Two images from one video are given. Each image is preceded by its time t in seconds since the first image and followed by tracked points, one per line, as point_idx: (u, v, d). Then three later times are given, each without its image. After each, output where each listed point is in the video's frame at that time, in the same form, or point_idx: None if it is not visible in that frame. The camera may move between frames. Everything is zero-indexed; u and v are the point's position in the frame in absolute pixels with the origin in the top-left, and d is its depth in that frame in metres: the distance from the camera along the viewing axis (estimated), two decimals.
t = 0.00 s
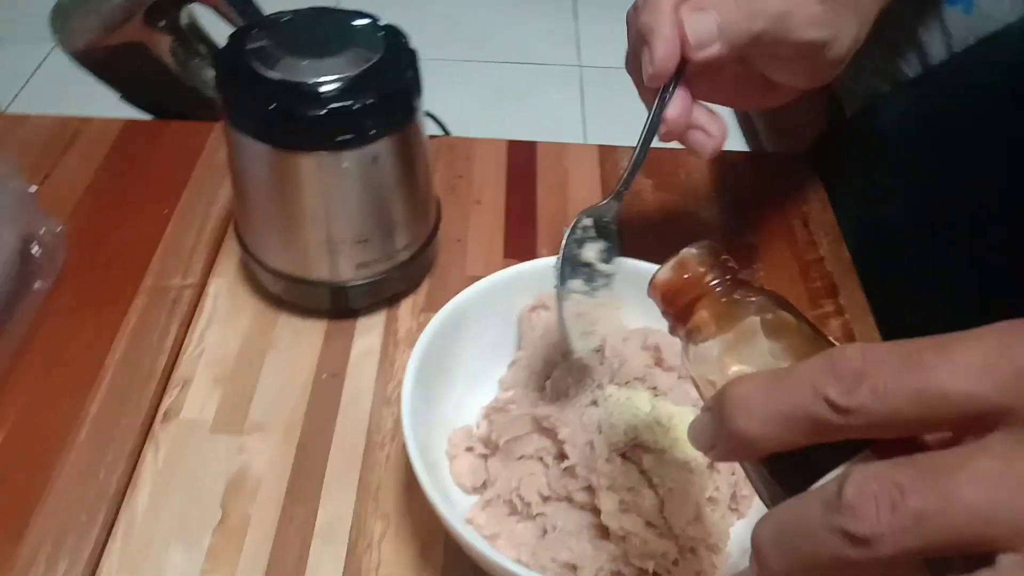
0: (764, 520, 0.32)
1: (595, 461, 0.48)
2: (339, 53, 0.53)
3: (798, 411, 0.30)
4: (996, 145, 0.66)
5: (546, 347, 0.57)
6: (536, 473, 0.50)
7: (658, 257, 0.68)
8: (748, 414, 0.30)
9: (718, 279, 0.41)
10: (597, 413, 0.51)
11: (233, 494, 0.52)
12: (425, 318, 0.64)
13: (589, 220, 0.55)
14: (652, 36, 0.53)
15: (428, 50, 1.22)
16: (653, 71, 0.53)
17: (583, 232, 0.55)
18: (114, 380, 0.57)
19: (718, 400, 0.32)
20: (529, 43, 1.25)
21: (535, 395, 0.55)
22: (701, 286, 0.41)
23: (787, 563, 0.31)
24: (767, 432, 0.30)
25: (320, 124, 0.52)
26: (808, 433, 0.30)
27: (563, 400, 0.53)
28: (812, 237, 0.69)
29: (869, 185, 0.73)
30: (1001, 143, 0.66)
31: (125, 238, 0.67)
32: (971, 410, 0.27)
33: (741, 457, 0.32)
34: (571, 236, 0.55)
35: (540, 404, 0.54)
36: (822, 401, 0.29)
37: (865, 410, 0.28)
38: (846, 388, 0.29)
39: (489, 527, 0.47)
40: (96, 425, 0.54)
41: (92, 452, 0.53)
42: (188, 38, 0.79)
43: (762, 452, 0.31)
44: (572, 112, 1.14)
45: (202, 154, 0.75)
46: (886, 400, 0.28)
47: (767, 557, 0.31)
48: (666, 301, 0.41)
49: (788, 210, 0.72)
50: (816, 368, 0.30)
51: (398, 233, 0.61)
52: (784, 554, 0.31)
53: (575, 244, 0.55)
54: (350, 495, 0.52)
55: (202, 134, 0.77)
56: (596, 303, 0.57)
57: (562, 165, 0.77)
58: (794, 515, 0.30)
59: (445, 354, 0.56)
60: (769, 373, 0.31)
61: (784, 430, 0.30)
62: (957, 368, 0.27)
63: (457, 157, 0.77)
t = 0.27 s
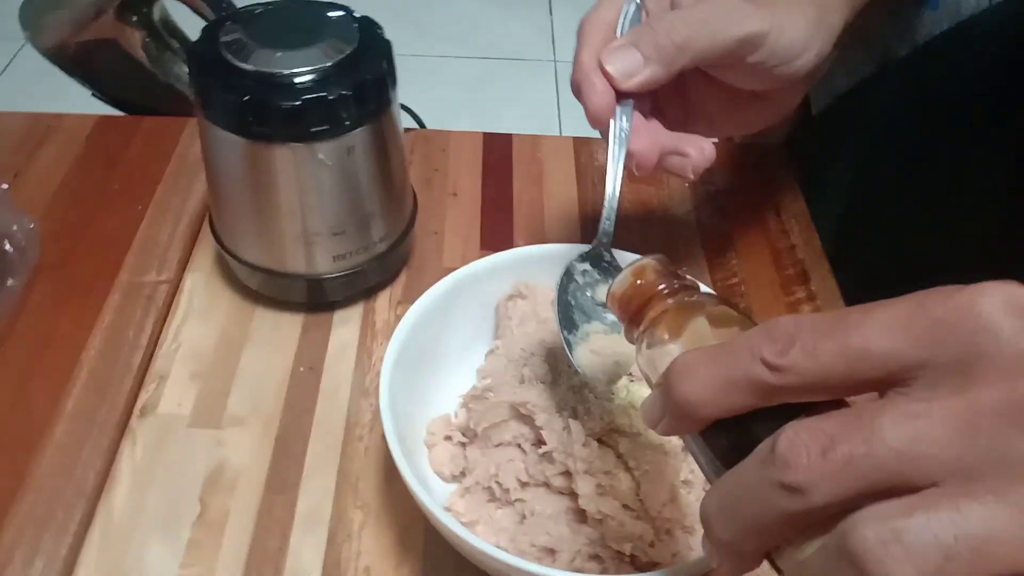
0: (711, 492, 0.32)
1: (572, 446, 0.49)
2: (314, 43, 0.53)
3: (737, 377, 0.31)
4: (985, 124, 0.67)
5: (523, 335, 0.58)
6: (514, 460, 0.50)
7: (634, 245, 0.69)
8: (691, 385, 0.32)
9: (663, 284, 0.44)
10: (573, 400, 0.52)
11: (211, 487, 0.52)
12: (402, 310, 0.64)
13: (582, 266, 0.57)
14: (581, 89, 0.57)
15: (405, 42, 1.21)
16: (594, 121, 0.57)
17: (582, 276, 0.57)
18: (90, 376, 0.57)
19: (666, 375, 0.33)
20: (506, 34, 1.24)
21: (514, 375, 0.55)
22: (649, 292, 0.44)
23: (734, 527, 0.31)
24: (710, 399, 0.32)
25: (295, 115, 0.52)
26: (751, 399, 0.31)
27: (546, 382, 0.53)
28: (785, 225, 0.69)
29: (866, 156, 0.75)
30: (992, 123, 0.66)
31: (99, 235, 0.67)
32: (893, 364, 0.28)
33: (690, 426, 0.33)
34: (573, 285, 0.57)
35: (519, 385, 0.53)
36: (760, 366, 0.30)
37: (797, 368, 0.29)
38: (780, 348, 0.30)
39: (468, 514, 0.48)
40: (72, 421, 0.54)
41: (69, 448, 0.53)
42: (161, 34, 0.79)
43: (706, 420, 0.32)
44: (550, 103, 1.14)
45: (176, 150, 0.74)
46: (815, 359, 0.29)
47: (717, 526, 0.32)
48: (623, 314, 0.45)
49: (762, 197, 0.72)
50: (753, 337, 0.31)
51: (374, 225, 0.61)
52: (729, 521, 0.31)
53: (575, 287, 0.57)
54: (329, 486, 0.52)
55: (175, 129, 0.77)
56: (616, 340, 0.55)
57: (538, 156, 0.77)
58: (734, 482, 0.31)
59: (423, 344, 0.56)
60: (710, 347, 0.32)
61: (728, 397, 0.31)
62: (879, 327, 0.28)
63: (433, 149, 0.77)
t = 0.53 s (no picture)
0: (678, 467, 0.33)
1: (567, 446, 0.49)
2: (312, 37, 0.53)
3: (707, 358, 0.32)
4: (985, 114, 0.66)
5: (519, 333, 0.57)
6: (508, 459, 0.50)
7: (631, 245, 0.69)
8: (663, 362, 0.33)
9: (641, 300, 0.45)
10: (568, 399, 0.51)
11: (203, 484, 0.51)
12: (397, 308, 0.63)
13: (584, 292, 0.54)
14: (571, 123, 0.56)
15: (401, 41, 1.21)
16: (588, 153, 0.57)
17: (584, 303, 0.54)
18: (81, 371, 0.56)
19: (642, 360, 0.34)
20: (503, 34, 1.24)
21: (509, 374, 0.54)
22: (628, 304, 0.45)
23: (701, 498, 0.32)
24: (680, 377, 0.33)
25: (291, 110, 0.51)
26: (720, 378, 0.32)
27: (543, 380, 0.53)
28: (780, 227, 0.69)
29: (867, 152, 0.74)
30: (991, 115, 0.66)
31: (91, 229, 0.66)
32: (850, 347, 0.30)
33: (662, 408, 0.34)
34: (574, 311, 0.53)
35: (515, 384, 0.53)
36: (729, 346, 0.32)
37: (761, 346, 0.31)
38: (745, 328, 0.32)
39: (462, 513, 0.48)
40: (62, 416, 0.53)
41: (59, 443, 0.52)
42: (156, 28, 0.80)
43: (675, 397, 0.33)
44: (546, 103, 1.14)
45: (170, 144, 0.74)
46: (779, 339, 0.31)
47: (682, 501, 0.33)
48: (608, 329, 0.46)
49: (760, 199, 0.72)
50: (720, 321, 0.32)
51: (370, 222, 0.61)
52: (697, 491, 0.32)
53: (577, 313, 0.53)
54: (322, 485, 0.52)
55: (169, 124, 0.76)
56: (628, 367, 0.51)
57: (534, 155, 0.77)
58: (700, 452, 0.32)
59: (418, 342, 0.56)
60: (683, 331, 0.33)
61: (698, 375, 0.32)
62: (839, 314, 0.31)
63: (429, 147, 0.77)
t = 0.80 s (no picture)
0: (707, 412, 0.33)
1: (570, 445, 0.49)
2: (311, 37, 0.52)
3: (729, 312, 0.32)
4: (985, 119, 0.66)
5: (520, 332, 0.57)
6: (511, 458, 0.50)
7: (634, 242, 0.69)
8: (689, 317, 0.33)
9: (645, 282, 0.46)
10: (570, 397, 0.51)
11: (206, 485, 0.51)
12: (398, 307, 0.63)
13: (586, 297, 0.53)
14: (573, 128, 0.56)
15: (401, 39, 1.20)
16: (589, 158, 0.57)
17: (585, 308, 0.53)
18: (83, 373, 0.56)
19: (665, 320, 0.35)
20: (503, 33, 1.24)
21: (511, 373, 0.54)
22: (632, 292, 0.46)
23: (727, 439, 0.31)
24: (705, 330, 0.33)
25: (291, 110, 0.51)
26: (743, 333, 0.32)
27: (544, 378, 0.53)
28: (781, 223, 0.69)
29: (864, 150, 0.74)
30: (991, 115, 0.66)
31: (92, 230, 0.66)
32: (867, 293, 0.29)
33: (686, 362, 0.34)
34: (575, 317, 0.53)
35: (516, 383, 0.53)
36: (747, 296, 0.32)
37: (783, 298, 0.31)
38: (768, 283, 0.31)
39: (464, 512, 0.48)
40: (65, 418, 0.54)
41: (62, 445, 0.52)
42: (156, 27, 0.79)
43: (699, 350, 0.33)
44: (547, 101, 1.14)
45: (170, 145, 0.74)
46: (799, 289, 0.31)
47: (710, 444, 0.33)
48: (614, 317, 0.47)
49: (762, 195, 0.72)
50: (746, 278, 0.32)
51: (371, 222, 0.61)
52: (725, 435, 0.32)
53: (578, 319, 0.52)
54: (324, 485, 0.52)
55: (169, 124, 0.76)
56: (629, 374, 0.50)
57: (535, 153, 0.77)
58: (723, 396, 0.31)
59: (420, 342, 0.55)
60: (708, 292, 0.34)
61: (720, 330, 0.32)
62: (857, 259, 0.30)
63: (429, 146, 0.76)
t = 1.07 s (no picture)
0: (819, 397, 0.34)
1: (570, 446, 0.49)
2: (311, 41, 0.53)
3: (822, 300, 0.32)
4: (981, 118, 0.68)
5: (522, 334, 0.58)
6: (513, 460, 0.50)
7: (636, 243, 0.69)
8: (777, 310, 0.33)
9: (686, 262, 0.42)
10: (571, 398, 0.51)
11: (209, 488, 0.52)
12: (400, 310, 0.64)
13: (593, 289, 0.51)
14: (580, 116, 0.56)
15: (402, 42, 1.21)
16: (597, 146, 0.56)
17: (592, 301, 0.51)
18: (86, 377, 0.56)
19: (745, 314, 0.35)
20: (504, 34, 1.24)
21: (512, 375, 0.54)
22: (674, 272, 0.42)
23: (849, 420, 0.33)
24: (798, 323, 0.33)
25: (292, 114, 0.51)
26: (832, 315, 0.33)
27: (545, 381, 0.53)
28: (782, 223, 0.69)
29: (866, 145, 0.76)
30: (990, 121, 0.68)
31: (95, 235, 0.67)
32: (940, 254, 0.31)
33: (773, 356, 0.34)
34: (582, 309, 0.51)
35: (517, 385, 0.53)
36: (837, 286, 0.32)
37: (877, 272, 0.31)
38: (856, 258, 0.32)
39: (466, 515, 0.48)
40: (69, 422, 0.54)
41: (66, 449, 0.53)
42: (158, 33, 0.79)
43: (793, 342, 0.33)
44: (547, 101, 1.14)
45: (172, 149, 0.74)
46: (891, 259, 0.31)
47: (828, 425, 0.35)
48: (658, 305, 0.43)
49: (762, 196, 0.72)
50: (824, 258, 0.33)
51: (373, 226, 0.61)
52: (847, 419, 0.33)
53: (586, 312, 0.51)
54: (327, 488, 0.52)
55: (170, 129, 0.76)
56: (636, 367, 0.50)
57: (535, 155, 0.77)
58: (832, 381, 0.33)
59: (421, 344, 0.56)
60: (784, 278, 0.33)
61: (815, 317, 0.33)
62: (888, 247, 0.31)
63: (431, 149, 0.77)
